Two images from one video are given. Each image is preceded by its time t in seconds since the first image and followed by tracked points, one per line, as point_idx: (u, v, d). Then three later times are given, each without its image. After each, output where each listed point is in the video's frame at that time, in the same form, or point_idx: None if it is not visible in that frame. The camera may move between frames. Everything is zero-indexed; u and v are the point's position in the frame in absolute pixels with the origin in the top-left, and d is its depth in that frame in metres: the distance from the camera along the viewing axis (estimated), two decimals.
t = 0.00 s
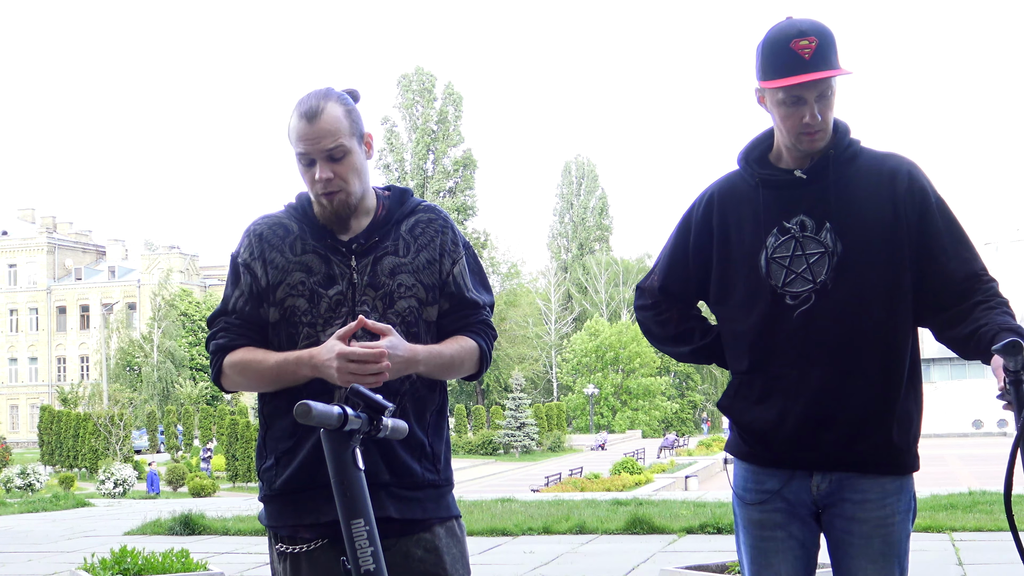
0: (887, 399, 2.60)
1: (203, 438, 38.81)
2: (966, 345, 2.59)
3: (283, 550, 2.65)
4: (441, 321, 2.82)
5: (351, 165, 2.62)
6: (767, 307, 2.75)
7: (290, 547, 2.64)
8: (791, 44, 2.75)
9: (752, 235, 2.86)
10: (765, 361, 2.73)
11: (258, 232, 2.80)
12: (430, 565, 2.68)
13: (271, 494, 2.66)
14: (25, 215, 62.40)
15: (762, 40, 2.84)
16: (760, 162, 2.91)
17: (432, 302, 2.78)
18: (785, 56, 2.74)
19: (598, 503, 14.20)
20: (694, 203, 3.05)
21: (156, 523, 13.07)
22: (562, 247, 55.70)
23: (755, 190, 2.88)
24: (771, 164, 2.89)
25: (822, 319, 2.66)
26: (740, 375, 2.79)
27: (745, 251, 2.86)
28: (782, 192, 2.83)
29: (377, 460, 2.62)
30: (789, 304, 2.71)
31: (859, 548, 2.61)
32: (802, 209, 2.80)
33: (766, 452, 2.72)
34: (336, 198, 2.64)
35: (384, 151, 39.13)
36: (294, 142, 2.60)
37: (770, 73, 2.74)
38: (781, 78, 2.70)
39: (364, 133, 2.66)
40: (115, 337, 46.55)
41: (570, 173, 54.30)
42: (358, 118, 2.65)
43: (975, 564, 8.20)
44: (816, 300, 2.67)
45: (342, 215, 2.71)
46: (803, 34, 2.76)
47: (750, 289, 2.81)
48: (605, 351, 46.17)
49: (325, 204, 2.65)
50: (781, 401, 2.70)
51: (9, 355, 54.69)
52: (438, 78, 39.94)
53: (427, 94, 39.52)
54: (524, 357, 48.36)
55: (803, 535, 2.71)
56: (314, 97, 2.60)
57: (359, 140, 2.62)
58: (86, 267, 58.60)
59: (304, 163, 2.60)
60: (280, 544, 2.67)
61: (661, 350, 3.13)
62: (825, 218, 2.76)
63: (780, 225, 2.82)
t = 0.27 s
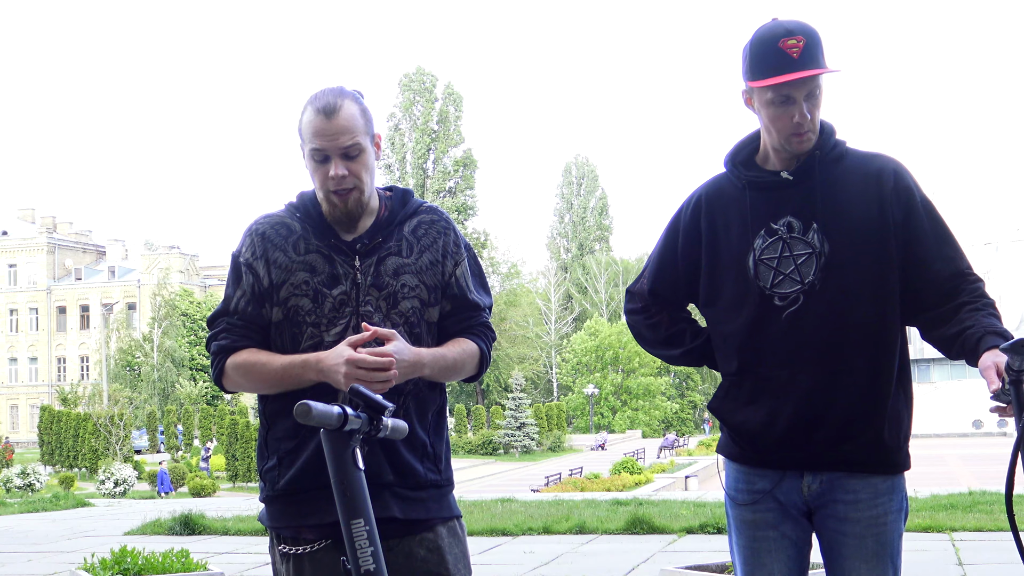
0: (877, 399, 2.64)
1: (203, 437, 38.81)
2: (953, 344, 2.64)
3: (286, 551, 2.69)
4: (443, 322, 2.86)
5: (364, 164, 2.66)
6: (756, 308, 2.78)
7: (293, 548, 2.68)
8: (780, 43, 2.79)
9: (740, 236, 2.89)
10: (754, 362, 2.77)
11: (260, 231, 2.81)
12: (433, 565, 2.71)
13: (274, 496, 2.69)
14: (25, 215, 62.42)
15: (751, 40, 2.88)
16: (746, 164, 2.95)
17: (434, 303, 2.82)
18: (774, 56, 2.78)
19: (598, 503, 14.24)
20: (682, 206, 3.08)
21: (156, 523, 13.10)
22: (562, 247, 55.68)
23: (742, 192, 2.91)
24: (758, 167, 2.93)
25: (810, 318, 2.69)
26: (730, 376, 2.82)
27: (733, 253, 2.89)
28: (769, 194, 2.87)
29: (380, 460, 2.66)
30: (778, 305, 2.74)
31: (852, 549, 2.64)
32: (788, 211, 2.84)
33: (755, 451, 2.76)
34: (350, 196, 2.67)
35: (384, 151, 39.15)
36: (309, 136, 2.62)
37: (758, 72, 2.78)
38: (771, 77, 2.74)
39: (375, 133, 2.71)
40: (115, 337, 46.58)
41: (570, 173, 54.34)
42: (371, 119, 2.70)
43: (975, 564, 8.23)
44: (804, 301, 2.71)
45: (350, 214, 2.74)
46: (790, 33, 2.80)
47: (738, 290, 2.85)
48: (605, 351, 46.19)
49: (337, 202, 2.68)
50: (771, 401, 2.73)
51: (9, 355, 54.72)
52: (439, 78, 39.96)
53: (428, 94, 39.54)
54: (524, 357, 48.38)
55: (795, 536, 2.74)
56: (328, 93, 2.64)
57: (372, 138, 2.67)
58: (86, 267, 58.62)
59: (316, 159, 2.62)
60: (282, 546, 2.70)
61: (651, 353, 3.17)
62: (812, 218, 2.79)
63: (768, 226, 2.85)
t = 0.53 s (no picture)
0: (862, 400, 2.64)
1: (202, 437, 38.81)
2: (947, 344, 2.61)
3: (286, 553, 2.70)
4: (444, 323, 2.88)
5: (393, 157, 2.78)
6: (744, 309, 2.79)
7: (294, 549, 2.68)
8: (767, 44, 2.79)
9: (727, 238, 2.90)
10: (743, 362, 2.77)
11: (257, 231, 2.79)
12: (434, 565, 2.71)
13: (273, 497, 2.70)
14: (25, 215, 62.44)
15: (736, 43, 2.89)
16: (733, 166, 2.97)
17: (433, 303, 2.84)
18: (760, 57, 2.79)
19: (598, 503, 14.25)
20: (670, 208, 3.10)
21: (156, 523, 13.10)
22: (561, 248, 55.65)
23: (729, 194, 2.93)
24: (746, 169, 2.94)
25: (795, 319, 2.70)
26: (719, 377, 2.82)
27: (723, 254, 2.90)
28: (758, 194, 2.88)
29: (380, 457, 2.66)
30: (766, 307, 2.75)
31: (842, 549, 2.64)
32: (775, 211, 2.84)
33: (743, 451, 2.77)
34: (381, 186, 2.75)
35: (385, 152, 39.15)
36: (341, 129, 2.69)
37: (746, 73, 2.80)
38: (756, 78, 2.76)
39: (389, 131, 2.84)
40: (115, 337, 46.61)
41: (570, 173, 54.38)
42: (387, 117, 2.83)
43: (974, 564, 8.24)
44: (791, 303, 2.71)
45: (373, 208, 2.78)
46: (778, 35, 2.80)
47: (726, 293, 2.86)
48: (605, 351, 46.17)
49: (370, 191, 2.74)
50: (759, 401, 2.74)
51: (9, 355, 54.74)
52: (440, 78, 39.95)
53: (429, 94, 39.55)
54: (524, 357, 48.39)
55: (786, 536, 2.74)
56: (356, 89, 2.74)
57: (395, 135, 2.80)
58: (86, 267, 58.64)
59: (351, 150, 2.69)
60: (283, 548, 2.71)
61: (642, 355, 3.19)
62: (798, 219, 2.80)
63: (757, 227, 2.86)
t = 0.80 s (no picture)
0: (850, 402, 2.62)
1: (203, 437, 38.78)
2: (944, 350, 2.55)
3: (287, 554, 2.70)
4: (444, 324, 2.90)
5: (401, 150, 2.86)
6: (733, 312, 2.78)
7: (295, 551, 2.68)
8: (754, 46, 2.80)
9: (718, 239, 2.90)
10: (732, 364, 2.77)
11: (257, 229, 2.78)
12: (435, 565, 2.71)
13: (274, 498, 2.69)
14: (25, 216, 62.41)
15: (725, 45, 2.90)
16: (724, 169, 2.97)
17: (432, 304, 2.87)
18: (749, 58, 2.79)
19: (599, 503, 14.24)
20: (662, 211, 3.10)
21: (156, 523, 13.10)
22: (561, 248, 55.59)
23: (720, 197, 2.93)
24: (736, 172, 2.95)
25: (784, 321, 2.69)
26: (708, 379, 2.83)
27: (711, 257, 2.90)
28: (747, 198, 2.88)
29: (381, 458, 2.65)
30: (753, 309, 2.75)
31: (833, 552, 2.62)
32: (764, 213, 2.84)
33: (731, 452, 2.78)
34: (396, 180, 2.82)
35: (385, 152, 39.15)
36: (358, 124, 2.74)
37: (737, 74, 2.80)
38: (747, 79, 2.77)
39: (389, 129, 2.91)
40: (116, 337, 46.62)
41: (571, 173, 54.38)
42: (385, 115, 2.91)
43: (974, 564, 8.24)
44: (779, 304, 2.71)
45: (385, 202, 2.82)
46: (765, 35, 2.81)
47: (716, 294, 2.86)
48: (605, 351, 46.18)
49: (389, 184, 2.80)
50: (748, 402, 2.73)
51: (9, 355, 54.72)
52: (440, 78, 39.94)
53: (430, 94, 39.54)
54: (524, 358, 48.37)
55: (778, 537, 2.75)
56: (366, 87, 2.81)
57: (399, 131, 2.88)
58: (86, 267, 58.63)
59: (370, 145, 2.75)
60: (284, 548, 2.71)
61: (634, 356, 3.20)
62: (787, 221, 2.80)
63: (745, 229, 2.86)
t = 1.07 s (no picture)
0: (837, 405, 2.63)
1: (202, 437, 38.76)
2: (937, 356, 2.53)
3: (288, 554, 2.71)
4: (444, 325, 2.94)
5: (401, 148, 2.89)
6: (722, 314, 2.80)
7: (296, 551, 2.69)
8: (741, 47, 2.81)
9: (708, 242, 2.92)
10: (720, 366, 2.78)
11: (259, 227, 2.78)
12: (436, 564, 2.72)
13: (275, 498, 2.70)
14: (25, 215, 62.42)
15: (713, 46, 2.91)
16: (715, 171, 2.98)
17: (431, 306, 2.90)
18: (735, 60, 2.81)
19: (599, 503, 14.25)
20: (653, 213, 3.11)
21: (156, 523, 13.11)
22: (561, 248, 55.57)
23: (710, 200, 2.94)
24: (727, 175, 2.96)
25: (773, 323, 2.70)
26: (697, 381, 2.84)
27: (702, 261, 2.91)
28: (736, 201, 2.89)
29: (382, 458, 2.66)
30: (743, 311, 2.75)
31: (821, 554, 2.63)
32: (754, 215, 2.85)
33: (721, 453, 2.79)
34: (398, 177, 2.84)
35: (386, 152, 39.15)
36: (360, 122, 2.76)
37: (726, 75, 2.81)
38: (737, 79, 2.78)
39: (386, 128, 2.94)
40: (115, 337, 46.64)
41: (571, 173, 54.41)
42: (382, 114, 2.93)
43: (974, 564, 8.25)
44: (768, 306, 2.71)
45: (388, 200, 2.84)
46: (752, 38, 2.81)
47: (706, 296, 2.87)
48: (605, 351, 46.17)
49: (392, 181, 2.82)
50: (737, 403, 2.74)
51: (9, 355, 54.71)
52: (441, 78, 39.95)
53: (431, 94, 39.55)
54: (524, 358, 48.37)
55: (770, 537, 2.77)
56: (366, 87, 2.84)
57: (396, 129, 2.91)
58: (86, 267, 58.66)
59: (373, 142, 2.76)
60: (285, 549, 2.72)
61: (625, 358, 3.21)
62: (776, 223, 2.81)
63: (735, 232, 2.87)
